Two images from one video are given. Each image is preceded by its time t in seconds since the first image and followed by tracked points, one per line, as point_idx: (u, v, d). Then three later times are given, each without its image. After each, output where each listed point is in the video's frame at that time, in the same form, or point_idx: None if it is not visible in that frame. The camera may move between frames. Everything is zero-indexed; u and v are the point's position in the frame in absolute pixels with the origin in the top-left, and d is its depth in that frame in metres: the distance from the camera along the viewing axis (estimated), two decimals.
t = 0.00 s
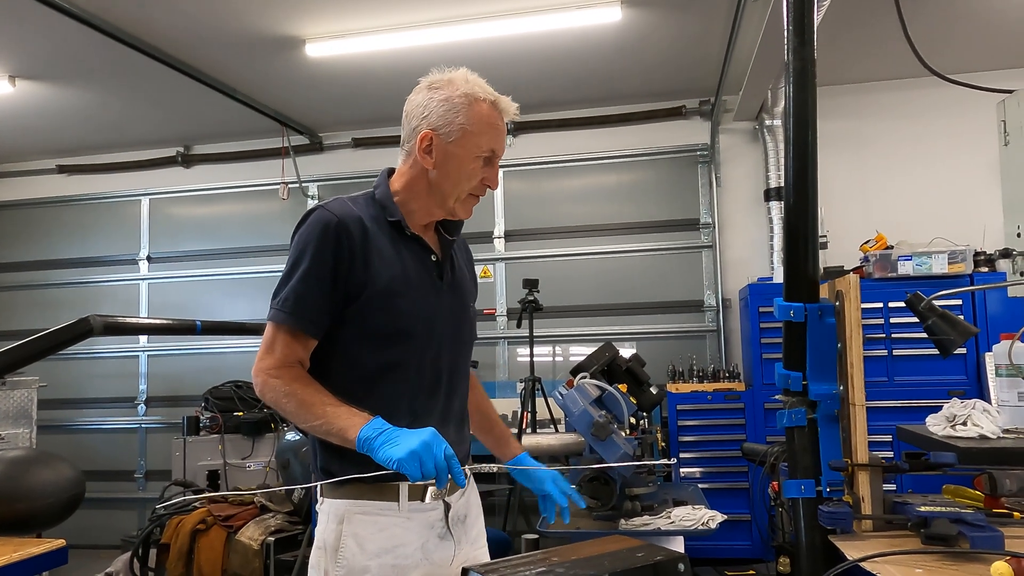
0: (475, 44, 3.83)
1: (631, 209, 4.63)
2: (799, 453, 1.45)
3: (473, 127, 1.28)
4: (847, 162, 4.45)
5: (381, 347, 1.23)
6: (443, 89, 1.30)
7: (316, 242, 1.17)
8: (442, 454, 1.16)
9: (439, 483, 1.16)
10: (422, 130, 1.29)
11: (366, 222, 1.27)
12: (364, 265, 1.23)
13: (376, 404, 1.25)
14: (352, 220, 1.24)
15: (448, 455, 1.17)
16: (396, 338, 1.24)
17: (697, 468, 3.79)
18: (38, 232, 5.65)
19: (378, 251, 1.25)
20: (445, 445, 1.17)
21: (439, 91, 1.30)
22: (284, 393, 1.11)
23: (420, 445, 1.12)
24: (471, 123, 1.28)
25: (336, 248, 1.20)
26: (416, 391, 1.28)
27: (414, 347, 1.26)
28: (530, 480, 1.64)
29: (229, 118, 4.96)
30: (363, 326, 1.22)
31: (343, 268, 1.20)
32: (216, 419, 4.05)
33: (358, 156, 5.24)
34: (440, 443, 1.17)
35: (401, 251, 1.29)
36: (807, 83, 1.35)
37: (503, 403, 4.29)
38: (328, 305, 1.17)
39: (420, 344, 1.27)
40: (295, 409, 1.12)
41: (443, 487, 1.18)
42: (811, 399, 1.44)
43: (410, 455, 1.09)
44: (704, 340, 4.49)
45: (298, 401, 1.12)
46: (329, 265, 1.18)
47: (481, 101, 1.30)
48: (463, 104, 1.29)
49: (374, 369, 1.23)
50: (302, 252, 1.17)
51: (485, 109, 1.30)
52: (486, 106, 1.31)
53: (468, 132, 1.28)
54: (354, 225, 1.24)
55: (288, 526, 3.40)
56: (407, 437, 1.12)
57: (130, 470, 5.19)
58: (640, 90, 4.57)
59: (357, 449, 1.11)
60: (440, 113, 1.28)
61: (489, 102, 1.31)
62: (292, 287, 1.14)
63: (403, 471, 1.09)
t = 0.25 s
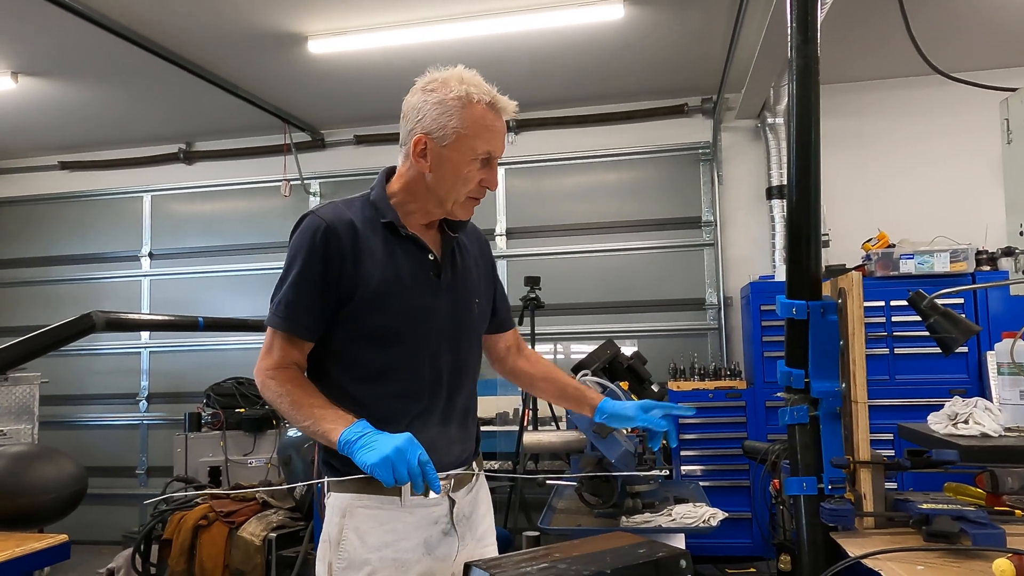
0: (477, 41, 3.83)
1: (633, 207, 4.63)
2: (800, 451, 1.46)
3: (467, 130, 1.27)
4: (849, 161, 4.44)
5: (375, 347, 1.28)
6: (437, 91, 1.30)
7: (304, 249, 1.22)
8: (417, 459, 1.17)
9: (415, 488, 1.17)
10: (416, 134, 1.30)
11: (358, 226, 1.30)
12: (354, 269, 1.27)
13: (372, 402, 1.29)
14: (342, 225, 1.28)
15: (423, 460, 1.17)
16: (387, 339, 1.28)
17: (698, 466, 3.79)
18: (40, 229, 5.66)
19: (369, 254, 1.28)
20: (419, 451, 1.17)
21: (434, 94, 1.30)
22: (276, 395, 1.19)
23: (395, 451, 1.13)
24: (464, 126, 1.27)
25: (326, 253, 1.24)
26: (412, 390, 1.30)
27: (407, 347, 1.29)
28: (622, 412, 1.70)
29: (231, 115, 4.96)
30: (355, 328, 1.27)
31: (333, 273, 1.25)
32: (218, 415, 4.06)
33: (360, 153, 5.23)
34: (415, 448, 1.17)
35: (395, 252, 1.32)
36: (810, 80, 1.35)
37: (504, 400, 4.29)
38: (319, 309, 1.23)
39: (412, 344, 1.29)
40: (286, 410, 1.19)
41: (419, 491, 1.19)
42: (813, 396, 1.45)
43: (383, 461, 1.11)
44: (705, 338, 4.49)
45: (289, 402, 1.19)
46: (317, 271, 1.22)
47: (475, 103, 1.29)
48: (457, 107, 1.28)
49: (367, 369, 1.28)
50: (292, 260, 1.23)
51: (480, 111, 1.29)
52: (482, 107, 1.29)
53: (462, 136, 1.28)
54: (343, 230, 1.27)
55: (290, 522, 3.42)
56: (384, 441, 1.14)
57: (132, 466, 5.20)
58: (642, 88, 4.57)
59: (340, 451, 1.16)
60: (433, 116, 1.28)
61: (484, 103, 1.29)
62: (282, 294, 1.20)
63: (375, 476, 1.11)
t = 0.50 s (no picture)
0: (480, 39, 3.82)
1: (635, 205, 4.63)
2: (802, 449, 1.46)
3: (463, 133, 1.27)
4: (852, 159, 4.43)
5: (374, 346, 1.31)
6: (435, 93, 1.29)
7: (302, 252, 1.27)
8: (396, 461, 1.17)
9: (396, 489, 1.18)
10: (414, 137, 1.31)
11: (357, 228, 1.33)
12: (352, 270, 1.31)
13: (373, 400, 1.32)
14: (341, 227, 1.31)
15: (400, 463, 1.18)
16: (384, 338, 1.31)
17: (700, 464, 3.79)
18: (43, 226, 5.67)
19: (367, 255, 1.32)
20: (398, 453, 1.18)
21: (431, 96, 1.29)
22: (277, 391, 1.26)
23: (372, 453, 1.15)
24: (460, 130, 1.27)
25: (323, 255, 1.28)
26: (412, 389, 1.32)
27: (404, 346, 1.31)
28: (674, 391, 1.64)
29: (234, 113, 4.96)
30: (354, 327, 1.31)
31: (331, 274, 1.29)
32: (220, 412, 4.04)
33: (363, 151, 5.23)
34: (394, 450, 1.18)
35: (394, 253, 1.34)
36: (814, 78, 1.34)
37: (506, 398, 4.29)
38: (317, 309, 1.27)
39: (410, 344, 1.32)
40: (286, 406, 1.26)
41: (400, 493, 1.20)
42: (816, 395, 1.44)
43: (359, 462, 1.13)
44: (707, 336, 4.49)
45: (288, 399, 1.25)
46: (315, 272, 1.27)
47: (472, 105, 1.28)
48: (454, 109, 1.27)
49: (366, 367, 1.31)
50: (293, 261, 1.28)
51: (477, 113, 1.28)
52: (480, 108, 1.28)
53: (459, 139, 1.27)
54: (342, 232, 1.31)
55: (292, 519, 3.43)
56: (365, 442, 1.16)
57: (134, 463, 5.22)
58: (645, 86, 4.56)
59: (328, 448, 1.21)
60: (430, 120, 1.28)
61: (481, 104, 1.28)
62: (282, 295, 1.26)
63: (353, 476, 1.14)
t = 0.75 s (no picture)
0: (481, 36, 3.81)
1: (637, 203, 4.62)
2: (803, 447, 1.46)
3: (463, 131, 1.27)
4: (854, 157, 4.43)
5: (376, 344, 1.31)
6: (435, 91, 1.29)
7: (305, 252, 1.28)
8: (390, 459, 1.17)
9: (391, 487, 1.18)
10: (416, 136, 1.31)
11: (360, 227, 1.34)
12: (354, 269, 1.31)
13: (375, 397, 1.32)
14: (343, 226, 1.32)
15: (396, 460, 1.18)
16: (386, 337, 1.31)
17: (701, 462, 3.79)
18: (45, 223, 5.67)
19: (368, 254, 1.32)
20: (394, 451, 1.18)
21: (431, 94, 1.29)
22: (281, 387, 1.28)
23: (368, 450, 1.15)
24: (460, 128, 1.26)
25: (324, 254, 1.29)
26: (412, 388, 1.32)
27: (405, 345, 1.31)
28: (699, 387, 1.64)
29: (235, 110, 4.96)
30: (357, 326, 1.32)
31: (334, 273, 1.30)
32: (222, 410, 4.07)
33: (364, 148, 5.23)
34: (389, 447, 1.18)
35: (397, 252, 1.34)
36: (816, 75, 1.34)
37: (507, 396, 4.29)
38: (319, 308, 1.28)
39: (411, 342, 1.32)
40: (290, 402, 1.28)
41: (396, 491, 1.20)
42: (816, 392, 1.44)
43: (354, 459, 1.14)
44: (709, 334, 4.49)
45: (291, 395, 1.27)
46: (317, 271, 1.27)
47: (472, 103, 1.27)
48: (453, 107, 1.27)
49: (367, 366, 1.32)
50: (296, 260, 1.30)
51: (477, 110, 1.27)
52: (480, 106, 1.27)
53: (459, 137, 1.27)
54: (344, 231, 1.31)
55: (294, 516, 3.43)
56: (361, 438, 1.17)
57: (136, 460, 5.23)
58: (647, 84, 4.55)
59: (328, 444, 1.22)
60: (430, 118, 1.28)
61: (481, 102, 1.27)
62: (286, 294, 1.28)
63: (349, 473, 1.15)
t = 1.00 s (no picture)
0: (482, 33, 3.81)
1: (638, 201, 4.62)
2: (804, 445, 1.46)
3: (466, 129, 1.26)
4: (855, 155, 4.42)
5: (379, 342, 1.32)
6: (438, 88, 1.29)
7: (308, 248, 1.28)
8: (391, 457, 1.18)
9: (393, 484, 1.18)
10: (418, 133, 1.31)
11: (363, 224, 1.33)
12: (357, 267, 1.31)
13: (378, 394, 1.32)
14: (347, 223, 1.32)
15: (398, 457, 1.18)
16: (389, 334, 1.31)
17: (702, 460, 3.79)
18: (47, 221, 5.67)
19: (372, 252, 1.32)
20: (395, 448, 1.18)
21: (434, 91, 1.29)
22: (285, 384, 1.28)
23: (369, 447, 1.16)
24: (463, 125, 1.26)
25: (327, 252, 1.29)
26: (415, 386, 1.32)
27: (408, 342, 1.32)
28: (704, 389, 1.62)
29: (236, 108, 4.96)
30: (360, 323, 1.32)
31: (337, 270, 1.30)
32: (223, 407, 4.10)
33: (365, 146, 5.22)
34: (391, 444, 1.18)
35: (400, 249, 1.34)
36: (817, 72, 1.34)
37: (508, 394, 4.30)
38: (322, 305, 1.28)
39: (414, 340, 1.32)
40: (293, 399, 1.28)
41: (397, 488, 1.20)
42: (818, 390, 1.45)
43: (357, 456, 1.15)
44: (710, 331, 4.49)
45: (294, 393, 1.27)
46: (321, 268, 1.28)
47: (475, 100, 1.27)
48: (456, 105, 1.27)
49: (370, 364, 1.32)
50: (300, 257, 1.30)
51: (480, 108, 1.27)
52: (483, 103, 1.27)
53: (462, 135, 1.27)
54: (347, 228, 1.31)
55: (295, 513, 3.44)
56: (364, 436, 1.18)
57: (138, 457, 5.24)
58: (648, 81, 4.55)
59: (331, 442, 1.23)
60: (433, 115, 1.28)
61: (484, 99, 1.27)
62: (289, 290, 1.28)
63: (352, 469, 1.16)
